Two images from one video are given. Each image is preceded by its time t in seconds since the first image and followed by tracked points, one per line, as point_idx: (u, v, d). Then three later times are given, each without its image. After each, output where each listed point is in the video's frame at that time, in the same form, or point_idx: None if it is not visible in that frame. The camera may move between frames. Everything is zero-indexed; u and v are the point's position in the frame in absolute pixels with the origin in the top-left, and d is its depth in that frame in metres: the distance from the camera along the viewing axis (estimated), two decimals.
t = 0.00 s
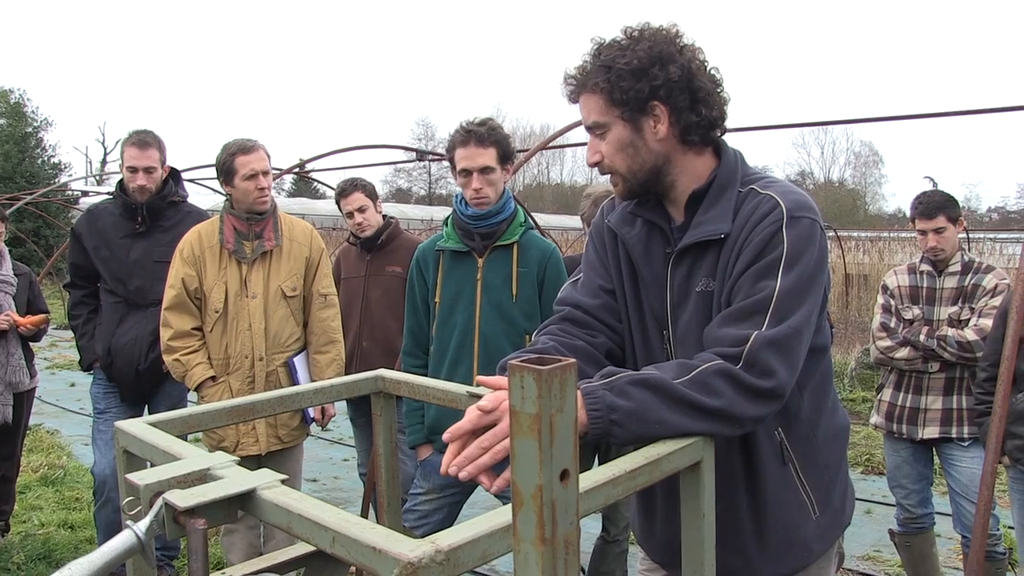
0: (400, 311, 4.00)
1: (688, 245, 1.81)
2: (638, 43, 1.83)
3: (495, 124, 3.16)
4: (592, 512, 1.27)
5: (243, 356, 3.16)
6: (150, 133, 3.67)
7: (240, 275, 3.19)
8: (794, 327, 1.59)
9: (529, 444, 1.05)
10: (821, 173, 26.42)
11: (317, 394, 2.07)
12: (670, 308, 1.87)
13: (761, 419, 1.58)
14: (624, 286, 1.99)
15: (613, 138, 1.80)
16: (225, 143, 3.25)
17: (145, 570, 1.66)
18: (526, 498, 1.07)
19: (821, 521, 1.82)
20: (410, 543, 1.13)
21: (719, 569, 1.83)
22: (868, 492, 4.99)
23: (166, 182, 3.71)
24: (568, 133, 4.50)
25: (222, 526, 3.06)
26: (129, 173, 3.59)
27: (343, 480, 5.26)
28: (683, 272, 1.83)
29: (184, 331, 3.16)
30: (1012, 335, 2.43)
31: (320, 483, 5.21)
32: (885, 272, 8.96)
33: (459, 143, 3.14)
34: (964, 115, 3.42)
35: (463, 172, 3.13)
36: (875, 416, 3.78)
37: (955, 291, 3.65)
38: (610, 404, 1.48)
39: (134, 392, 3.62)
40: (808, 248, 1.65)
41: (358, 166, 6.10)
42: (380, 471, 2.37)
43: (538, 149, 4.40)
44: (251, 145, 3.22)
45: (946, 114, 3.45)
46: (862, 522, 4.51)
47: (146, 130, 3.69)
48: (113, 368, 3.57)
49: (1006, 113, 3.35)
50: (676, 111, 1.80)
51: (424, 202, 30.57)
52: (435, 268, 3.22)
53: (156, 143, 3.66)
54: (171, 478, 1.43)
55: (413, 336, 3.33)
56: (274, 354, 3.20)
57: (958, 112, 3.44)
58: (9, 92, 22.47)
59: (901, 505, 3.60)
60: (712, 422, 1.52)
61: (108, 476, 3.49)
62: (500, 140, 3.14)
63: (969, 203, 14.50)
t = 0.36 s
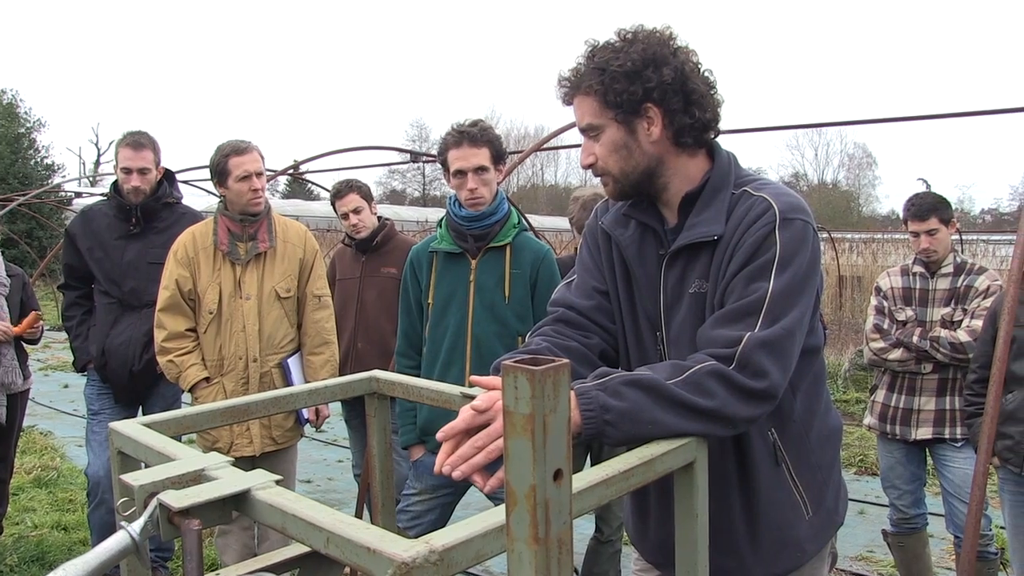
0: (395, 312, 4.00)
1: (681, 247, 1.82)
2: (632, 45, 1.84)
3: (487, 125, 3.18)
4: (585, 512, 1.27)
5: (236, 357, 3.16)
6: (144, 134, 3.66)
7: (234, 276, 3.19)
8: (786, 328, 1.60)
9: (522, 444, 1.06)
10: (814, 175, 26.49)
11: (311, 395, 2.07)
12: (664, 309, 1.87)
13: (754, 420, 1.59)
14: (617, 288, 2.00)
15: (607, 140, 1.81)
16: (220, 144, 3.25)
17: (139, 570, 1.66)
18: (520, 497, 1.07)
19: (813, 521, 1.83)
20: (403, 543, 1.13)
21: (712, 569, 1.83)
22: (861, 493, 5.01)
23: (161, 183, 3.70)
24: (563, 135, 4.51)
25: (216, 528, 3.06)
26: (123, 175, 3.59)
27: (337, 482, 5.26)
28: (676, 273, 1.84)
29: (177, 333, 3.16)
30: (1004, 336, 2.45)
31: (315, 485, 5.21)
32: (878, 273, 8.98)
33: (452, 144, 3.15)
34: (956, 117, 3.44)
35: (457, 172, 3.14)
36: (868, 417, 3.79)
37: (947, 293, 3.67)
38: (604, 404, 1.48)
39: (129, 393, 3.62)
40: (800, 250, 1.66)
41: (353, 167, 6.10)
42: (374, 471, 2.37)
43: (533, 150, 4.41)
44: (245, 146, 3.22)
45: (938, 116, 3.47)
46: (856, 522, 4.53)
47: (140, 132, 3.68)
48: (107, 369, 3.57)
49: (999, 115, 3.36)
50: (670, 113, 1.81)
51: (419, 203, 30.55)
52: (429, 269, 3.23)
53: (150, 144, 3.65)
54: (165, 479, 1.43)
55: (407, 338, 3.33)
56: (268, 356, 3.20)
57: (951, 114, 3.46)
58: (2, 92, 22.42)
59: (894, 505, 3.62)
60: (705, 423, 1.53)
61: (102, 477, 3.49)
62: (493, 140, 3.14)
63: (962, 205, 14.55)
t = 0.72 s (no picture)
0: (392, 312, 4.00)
1: (678, 247, 1.82)
2: (629, 45, 1.85)
3: (481, 126, 3.19)
4: (580, 512, 1.27)
5: (233, 357, 3.16)
6: (141, 134, 3.66)
7: (230, 276, 3.19)
8: (782, 328, 1.60)
9: (518, 444, 1.06)
10: (811, 175, 26.52)
11: (307, 395, 2.07)
12: (660, 309, 1.88)
13: (750, 420, 1.59)
14: (613, 288, 2.00)
15: (604, 140, 1.81)
16: (215, 145, 3.25)
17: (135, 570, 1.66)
18: (515, 497, 1.08)
19: (809, 521, 1.83)
20: (399, 543, 1.13)
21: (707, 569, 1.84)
22: (857, 493, 5.02)
23: (158, 183, 3.70)
24: (560, 135, 4.51)
25: (212, 528, 3.05)
26: (120, 174, 3.58)
27: (334, 482, 5.26)
28: (673, 273, 1.85)
29: (174, 332, 3.16)
30: (1000, 336, 2.45)
31: (311, 485, 5.21)
32: (874, 274, 8.99)
33: (447, 145, 3.16)
34: (951, 117, 3.45)
35: (452, 173, 3.14)
36: (864, 417, 3.80)
37: (943, 293, 3.68)
38: (599, 404, 1.49)
39: (125, 393, 3.62)
40: (796, 250, 1.66)
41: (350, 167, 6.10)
42: (370, 471, 2.37)
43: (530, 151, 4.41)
44: (240, 146, 3.22)
45: (934, 116, 3.48)
46: (852, 523, 4.54)
47: (137, 131, 3.68)
48: (104, 369, 3.57)
49: (994, 116, 3.37)
50: (667, 113, 1.81)
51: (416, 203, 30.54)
52: (425, 269, 3.23)
53: (147, 144, 3.65)
54: (161, 478, 1.43)
55: (403, 338, 3.33)
56: (264, 356, 3.20)
57: (947, 115, 3.47)
58: None
59: (890, 505, 3.63)
60: (700, 423, 1.53)
61: (99, 477, 3.49)
62: (488, 141, 3.17)
63: (958, 206, 14.57)
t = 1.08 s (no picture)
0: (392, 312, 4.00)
1: (677, 247, 1.82)
2: (638, 41, 1.85)
3: (479, 126, 3.19)
4: (577, 512, 1.28)
5: (231, 356, 3.16)
6: (140, 133, 3.66)
7: (229, 275, 3.19)
8: (780, 330, 1.61)
9: (515, 444, 1.06)
10: (810, 176, 26.54)
11: (305, 395, 2.07)
12: (658, 309, 1.88)
13: (747, 421, 1.59)
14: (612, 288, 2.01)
15: (607, 135, 1.80)
16: (214, 144, 3.25)
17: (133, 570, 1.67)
18: (512, 497, 1.08)
19: (805, 521, 1.83)
20: (396, 542, 1.14)
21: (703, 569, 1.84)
22: (855, 493, 5.02)
23: (156, 182, 3.69)
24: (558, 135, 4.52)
25: (211, 527, 3.06)
26: (118, 174, 3.58)
27: (333, 481, 5.26)
28: (671, 273, 1.85)
29: (173, 332, 3.16)
30: (998, 337, 2.45)
31: (310, 484, 5.21)
32: (873, 274, 9.00)
33: (445, 146, 3.17)
34: (948, 118, 3.46)
35: (451, 173, 3.15)
36: (862, 417, 3.80)
37: (940, 293, 3.69)
38: (598, 402, 1.49)
39: (124, 393, 3.62)
40: (795, 251, 1.67)
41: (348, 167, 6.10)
42: (368, 471, 2.37)
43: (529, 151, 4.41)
44: (238, 146, 3.22)
45: (933, 117, 3.48)
46: (850, 523, 4.54)
47: (135, 131, 3.68)
48: (102, 368, 3.57)
49: (991, 117, 3.38)
50: (673, 111, 1.82)
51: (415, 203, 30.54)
52: (424, 268, 3.23)
53: (146, 144, 3.65)
54: (159, 478, 1.43)
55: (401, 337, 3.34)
56: (263, 355, 3.20)
57: (945, 115, 3.47)
58: None
59: (888, 506, 3.63)
60: (697, 423, 1.54)
61: (97, 476, 3.49)
62: (486, 141, 3.17)
63: (957, 206, 14.58)
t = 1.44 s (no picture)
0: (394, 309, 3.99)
1: (679, 245, 1.82)
2: (655, 37, 1.84)
3: (480, 124, 3.18)
4: (577, 510, 1.27)
5: (231, 354, 3.16)
6: (139, 130, 3.66)
7: (228, 272, 3.18)
8: (784, 331, 1.61)
9: (515, 441, 1.06)
10: (810, 174, 26.53)
11: (305, 392, 2.06)
12: (659, 306, 1.88)
13: (749, 421, 1.59)
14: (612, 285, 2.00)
15: (619, 130, 1.79)
16: (213, 141, 3.25)
17: (133, 567, 1.67)
18: (512, 494, 1.08)
19: (804, 521, 1.83)
20: (396, 539, 1.13)
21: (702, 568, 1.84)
22: (855, 492, 5.02)
23: (156, 179, 3.69)
24: (558, 133, 4.51)
25: (210, 524, 3.06)
26: (118, 170, 3.58)
27: (332, 479, 5.26)
28: (673, 271, 1.84)
29: (173, 329, 3.16)
30: (997, 337, 2.45)
31: (309, 482, 5.21)
32: (873, 273, 8.99)
33: (445, 143, 3.16)
34: (949, 117, 3.45)
35: (450, 171, 3.14)
36: (862, 416, 3.80)
37: (940, 292, 3.69)
38: (605, 399, 1.47)
39: (123, 390, 3.62)
40: (798, 251, 1.66)
41: (347, 164, 6.10)
42: (368, 468, 2.37)
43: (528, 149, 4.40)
44: (238, 142, 3.22)
45: (935, 115, 3.47)
46: (849, 521, 4.54)
47: (134, 127, 3.67)
48: (102, 365, 3.57)
49: (990, 115, 3.37)
50: (687, 110, 1.84)
51: (415, 201, 30.52)
52: (424, 265, 3.23)
53: (145, 140, 3.65)
54: (159, 474, 1.43)
55: (401, 334, 3.34)
56: (263, 352, 3.20)
57: (945, 114, 3.47)
58: None
59: (888, 504, 3.63)
60: (700, 422, 1.54)
61: (97, 473, 3.49)
62: (486, 139, 3.16)
63: (957, 205, 14.57)
